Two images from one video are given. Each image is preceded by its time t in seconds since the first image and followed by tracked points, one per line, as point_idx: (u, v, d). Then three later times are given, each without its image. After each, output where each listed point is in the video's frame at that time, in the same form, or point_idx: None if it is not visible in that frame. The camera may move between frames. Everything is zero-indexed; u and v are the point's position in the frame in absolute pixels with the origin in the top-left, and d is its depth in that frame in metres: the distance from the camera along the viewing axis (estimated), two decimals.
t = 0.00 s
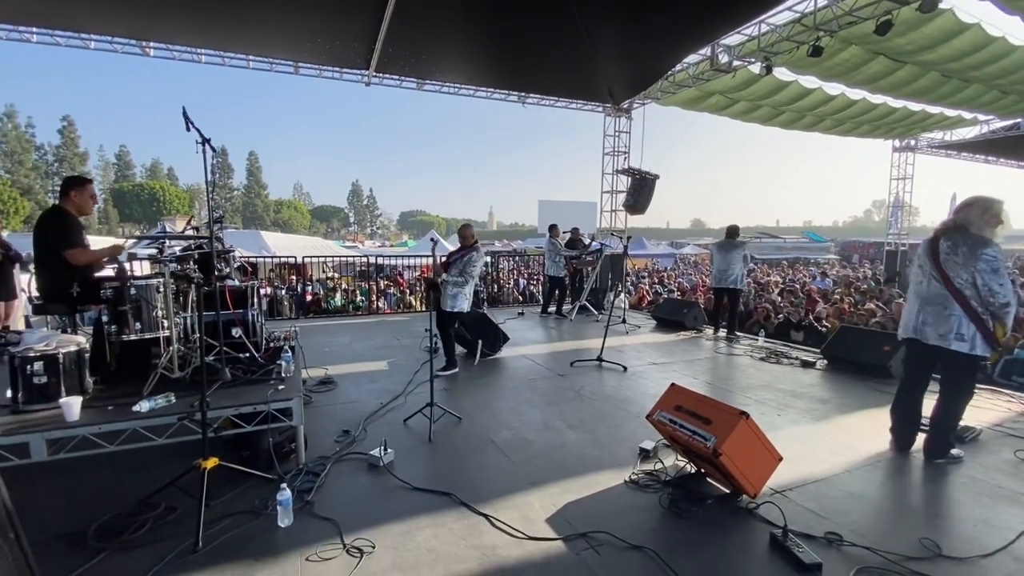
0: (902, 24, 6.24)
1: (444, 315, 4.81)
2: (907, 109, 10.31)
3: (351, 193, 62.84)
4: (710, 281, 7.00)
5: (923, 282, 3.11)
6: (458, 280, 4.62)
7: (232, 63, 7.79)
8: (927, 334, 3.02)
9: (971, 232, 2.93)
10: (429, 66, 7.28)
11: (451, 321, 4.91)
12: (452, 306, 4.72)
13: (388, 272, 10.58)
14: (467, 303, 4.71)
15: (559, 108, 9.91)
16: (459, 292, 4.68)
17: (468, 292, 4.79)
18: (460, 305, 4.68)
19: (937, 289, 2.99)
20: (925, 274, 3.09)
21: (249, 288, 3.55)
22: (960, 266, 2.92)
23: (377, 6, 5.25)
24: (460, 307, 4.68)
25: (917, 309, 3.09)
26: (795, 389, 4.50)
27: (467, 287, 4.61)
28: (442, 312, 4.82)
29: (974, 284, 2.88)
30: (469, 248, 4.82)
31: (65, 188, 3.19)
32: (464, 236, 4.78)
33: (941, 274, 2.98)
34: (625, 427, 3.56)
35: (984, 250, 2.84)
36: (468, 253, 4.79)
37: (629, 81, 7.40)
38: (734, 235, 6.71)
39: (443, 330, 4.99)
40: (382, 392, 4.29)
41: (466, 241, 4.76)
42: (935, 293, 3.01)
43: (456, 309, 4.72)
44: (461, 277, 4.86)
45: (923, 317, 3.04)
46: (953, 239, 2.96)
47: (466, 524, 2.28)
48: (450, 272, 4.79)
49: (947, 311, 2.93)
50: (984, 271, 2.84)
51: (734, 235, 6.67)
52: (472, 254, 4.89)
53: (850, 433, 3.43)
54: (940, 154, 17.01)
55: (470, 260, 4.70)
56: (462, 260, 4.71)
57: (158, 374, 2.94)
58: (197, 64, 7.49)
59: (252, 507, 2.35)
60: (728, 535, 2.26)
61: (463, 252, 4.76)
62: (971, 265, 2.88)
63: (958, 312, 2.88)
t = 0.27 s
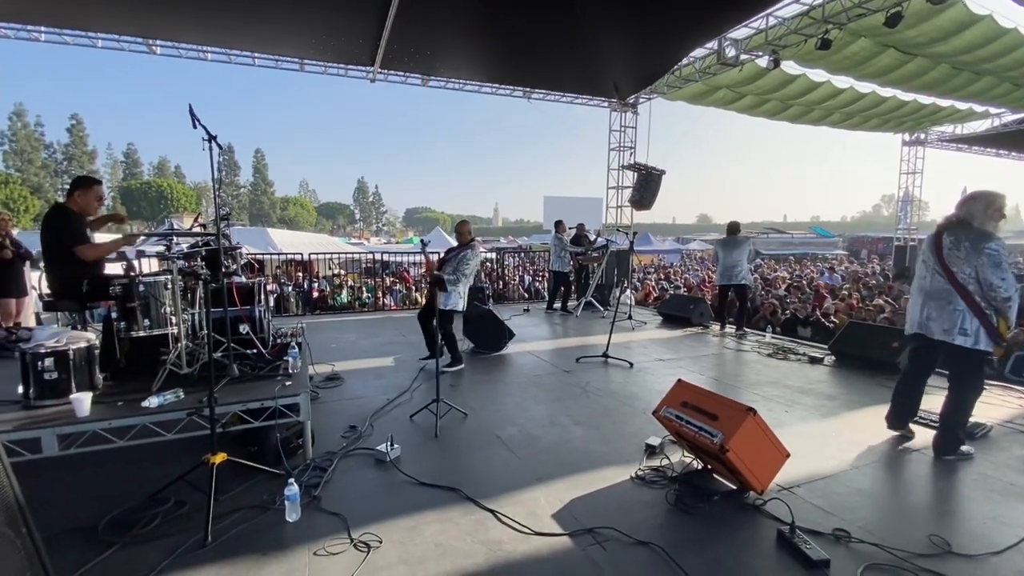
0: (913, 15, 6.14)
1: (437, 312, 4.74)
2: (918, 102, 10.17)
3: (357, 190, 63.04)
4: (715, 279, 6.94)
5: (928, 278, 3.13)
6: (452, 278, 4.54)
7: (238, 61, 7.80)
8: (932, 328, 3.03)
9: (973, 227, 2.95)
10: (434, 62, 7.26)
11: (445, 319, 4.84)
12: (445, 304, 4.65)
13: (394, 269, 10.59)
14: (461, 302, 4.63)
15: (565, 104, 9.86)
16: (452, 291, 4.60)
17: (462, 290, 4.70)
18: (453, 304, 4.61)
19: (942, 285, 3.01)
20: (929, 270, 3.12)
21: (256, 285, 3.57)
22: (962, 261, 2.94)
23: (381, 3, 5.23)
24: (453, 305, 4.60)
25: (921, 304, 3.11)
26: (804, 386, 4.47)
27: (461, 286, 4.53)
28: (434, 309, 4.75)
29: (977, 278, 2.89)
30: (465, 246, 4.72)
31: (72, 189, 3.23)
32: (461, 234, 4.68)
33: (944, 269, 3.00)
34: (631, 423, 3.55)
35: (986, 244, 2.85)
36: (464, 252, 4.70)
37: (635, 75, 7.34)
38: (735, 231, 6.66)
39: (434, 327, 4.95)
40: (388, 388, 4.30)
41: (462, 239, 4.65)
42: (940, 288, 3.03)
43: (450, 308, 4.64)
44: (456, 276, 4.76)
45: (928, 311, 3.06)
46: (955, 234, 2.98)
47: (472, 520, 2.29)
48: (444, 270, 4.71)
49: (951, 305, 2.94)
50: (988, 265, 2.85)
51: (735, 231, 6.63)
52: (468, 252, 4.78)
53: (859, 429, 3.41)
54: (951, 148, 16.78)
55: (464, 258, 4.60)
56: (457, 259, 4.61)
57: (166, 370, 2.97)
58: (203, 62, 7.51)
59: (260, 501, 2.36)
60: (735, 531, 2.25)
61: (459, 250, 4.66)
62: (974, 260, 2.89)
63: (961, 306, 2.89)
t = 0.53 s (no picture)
0: (923, 7, 6.05)
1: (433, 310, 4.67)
2: (928, 95, 10.04)
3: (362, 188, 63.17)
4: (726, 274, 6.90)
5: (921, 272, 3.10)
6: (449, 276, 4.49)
7: (243, 58, 7.82)
8: (925, 323, 3.02)
9: (965, 221, 2.90)
10: (438, 58, 7.24)
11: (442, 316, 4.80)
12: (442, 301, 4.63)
13: (399, 265, 10.62)
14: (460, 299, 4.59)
15: (569, 99, 9.81)
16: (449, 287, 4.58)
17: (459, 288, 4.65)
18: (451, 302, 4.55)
19: (934, 280, 2.98)
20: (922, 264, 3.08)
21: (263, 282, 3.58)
22: (954, 256, 2.90)
23: None
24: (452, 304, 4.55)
25: (915, 299, 3.09)
26: (811, 382, 4.44)
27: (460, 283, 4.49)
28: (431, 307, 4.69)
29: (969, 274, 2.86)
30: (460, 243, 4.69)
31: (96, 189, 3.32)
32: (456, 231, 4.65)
33: (936, 264, 2.97)
34: (637, 419, 3.55)
35: (978, 239, 2.81)
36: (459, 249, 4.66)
37: (640, 70, 7.29)
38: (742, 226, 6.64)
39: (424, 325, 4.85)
40: (394, 384, 4.32)
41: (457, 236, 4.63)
42: (933, 283, 2.99)
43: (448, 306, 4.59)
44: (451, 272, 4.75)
45: (921, 307, 3.04)
46: (948, 229, 2.94)
47: (478, 515, 2.29)
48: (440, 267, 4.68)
49: (944, 300, 2.92)
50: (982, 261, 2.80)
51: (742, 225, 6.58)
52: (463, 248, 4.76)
53: (867, 426, 3.39)
54: (961, 142, 16.57)
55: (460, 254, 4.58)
56: (453, 256, 4.59)
57: (175, 366, 2.99)
58: (208, 60, 7.53)
59: (268, 497, 2.38)
60: (741, 528, 2.24)
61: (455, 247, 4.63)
62: (967, 256, 2.84)
63: (954, 301, 2.87)
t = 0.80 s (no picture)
0: None
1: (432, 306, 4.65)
2: (937, 89, 9.92)
3: (367, 185, 63.27)
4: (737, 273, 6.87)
5: (908, 267, 3.13)
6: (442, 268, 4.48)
7: (248, 56, 7.83)
8: (910, 317, 3.06)
9: (948, 217, 2.95)
10: (443, 54, 7.23)
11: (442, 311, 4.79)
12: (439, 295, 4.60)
13: (404, 262, 10.63)
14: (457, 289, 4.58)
15: (574, 95, 9.75)
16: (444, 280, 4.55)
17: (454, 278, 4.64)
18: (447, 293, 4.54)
19: (920, 274, 3.02)
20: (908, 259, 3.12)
21: (269, 279, 3.59)
22: (938, 251, 2.94)
23: None
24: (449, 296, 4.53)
25: (901, 293, 3.12)
26: (818, 379, 4.42)
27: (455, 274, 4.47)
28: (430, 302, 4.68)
29: (953, 268, 2.90)
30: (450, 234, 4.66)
31: (64, 183, 3.16)
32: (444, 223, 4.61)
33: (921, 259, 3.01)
34: (642, 416, 3.54)
35: (961, 233, 2.86)
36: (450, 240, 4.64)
37: (645, 65, 7.24)
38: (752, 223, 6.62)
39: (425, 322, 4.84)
40: (400, 380, 4.33)
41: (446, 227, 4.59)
42: (919, 277, 3.03)
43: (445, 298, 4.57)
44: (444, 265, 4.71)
45: (907, 301, 3.08)
46: (932, 224, 2.98)
47: (483, 512, 2.30)
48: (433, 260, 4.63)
49: (928, 293, 2.96)
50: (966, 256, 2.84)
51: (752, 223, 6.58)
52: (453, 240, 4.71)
53: (874, 423, 3.36)
54: (970, 136, 16.38)
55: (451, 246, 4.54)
56: (444, 248, 4.55)
57: (182, 363, 3.00)
58: (213, 58, 7.53)
59: (274, 493, 2.39)
60: (748, 525, 2.23)
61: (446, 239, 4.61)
62: (951, 250, 2.89)
63: (938, 294, 2.91)
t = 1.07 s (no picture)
0: None
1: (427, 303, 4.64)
2: (948, 83, 9.79)
3: (372, 183, 63.37)
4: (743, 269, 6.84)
5: (907, 262, 3.12)
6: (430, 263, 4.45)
7: (253, 54, 7.85)
8: (914, 313, 3.03)
9: (944, 212, 2.95)
10: (447, 51, 7.22)
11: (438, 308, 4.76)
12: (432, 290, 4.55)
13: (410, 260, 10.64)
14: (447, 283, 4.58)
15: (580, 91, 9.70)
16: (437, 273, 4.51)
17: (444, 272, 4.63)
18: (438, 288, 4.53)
19: (920, 269, 3.00)
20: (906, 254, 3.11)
21: (275, 276, 3.61)
22: (937, 245, 2.94)
23: None
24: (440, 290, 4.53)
25: (902, 290, 3.10)
26: (825, 376, 4.39)
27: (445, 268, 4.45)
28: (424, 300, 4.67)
29: (953, 261, 2.89)
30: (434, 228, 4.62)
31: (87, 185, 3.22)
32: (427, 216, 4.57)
33: (920, 254, 3.00)
34: (648, 413, 3.53)
35: (959, 227, 2.86)
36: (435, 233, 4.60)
37: (651, 60, 7.19)
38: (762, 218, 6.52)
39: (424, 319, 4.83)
40: (406, 377, 4.34)
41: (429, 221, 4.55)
42: (919, 272, 3.02)
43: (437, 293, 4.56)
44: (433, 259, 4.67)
45: (909, 297, 3.05)
46: (929, 219, 2.99)
47: (489, 508, 2.30)
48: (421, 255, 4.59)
49: (930, 288, 2.94)
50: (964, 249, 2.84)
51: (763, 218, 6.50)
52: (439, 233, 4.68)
53: (883, 420, 3.33)
54: (981, 130, 16.15)
55: (439, 238, 4.51)
56: (432, 241, 4.52)
57: (189, 360, 3.03)
58: (219, 56, 7.56)
59: (282, 489, 2.41)
60: (755, 523, 2.22)
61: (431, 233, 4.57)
62: (950, 244, 2.88)
63: (940, 289, 2.89)
